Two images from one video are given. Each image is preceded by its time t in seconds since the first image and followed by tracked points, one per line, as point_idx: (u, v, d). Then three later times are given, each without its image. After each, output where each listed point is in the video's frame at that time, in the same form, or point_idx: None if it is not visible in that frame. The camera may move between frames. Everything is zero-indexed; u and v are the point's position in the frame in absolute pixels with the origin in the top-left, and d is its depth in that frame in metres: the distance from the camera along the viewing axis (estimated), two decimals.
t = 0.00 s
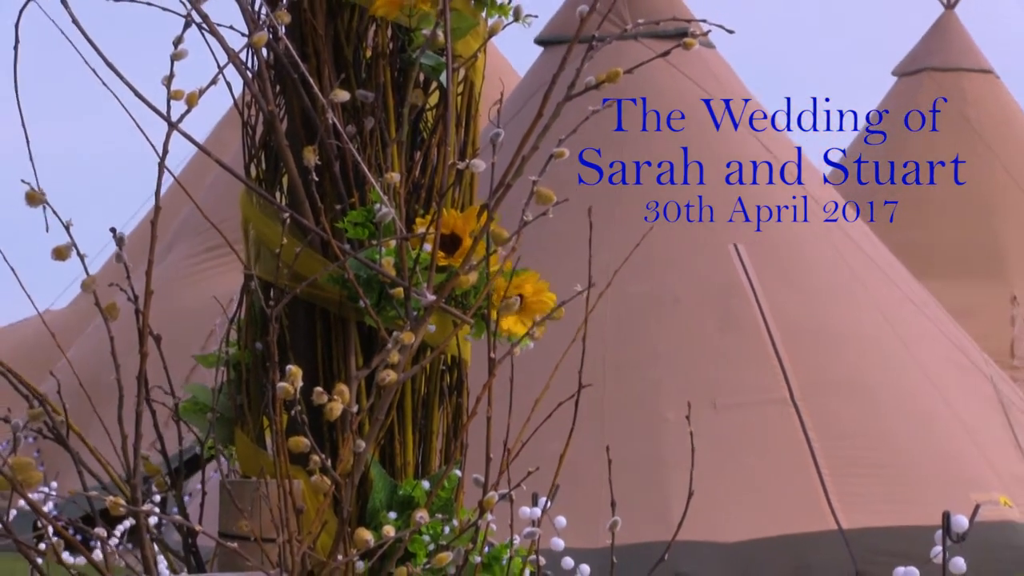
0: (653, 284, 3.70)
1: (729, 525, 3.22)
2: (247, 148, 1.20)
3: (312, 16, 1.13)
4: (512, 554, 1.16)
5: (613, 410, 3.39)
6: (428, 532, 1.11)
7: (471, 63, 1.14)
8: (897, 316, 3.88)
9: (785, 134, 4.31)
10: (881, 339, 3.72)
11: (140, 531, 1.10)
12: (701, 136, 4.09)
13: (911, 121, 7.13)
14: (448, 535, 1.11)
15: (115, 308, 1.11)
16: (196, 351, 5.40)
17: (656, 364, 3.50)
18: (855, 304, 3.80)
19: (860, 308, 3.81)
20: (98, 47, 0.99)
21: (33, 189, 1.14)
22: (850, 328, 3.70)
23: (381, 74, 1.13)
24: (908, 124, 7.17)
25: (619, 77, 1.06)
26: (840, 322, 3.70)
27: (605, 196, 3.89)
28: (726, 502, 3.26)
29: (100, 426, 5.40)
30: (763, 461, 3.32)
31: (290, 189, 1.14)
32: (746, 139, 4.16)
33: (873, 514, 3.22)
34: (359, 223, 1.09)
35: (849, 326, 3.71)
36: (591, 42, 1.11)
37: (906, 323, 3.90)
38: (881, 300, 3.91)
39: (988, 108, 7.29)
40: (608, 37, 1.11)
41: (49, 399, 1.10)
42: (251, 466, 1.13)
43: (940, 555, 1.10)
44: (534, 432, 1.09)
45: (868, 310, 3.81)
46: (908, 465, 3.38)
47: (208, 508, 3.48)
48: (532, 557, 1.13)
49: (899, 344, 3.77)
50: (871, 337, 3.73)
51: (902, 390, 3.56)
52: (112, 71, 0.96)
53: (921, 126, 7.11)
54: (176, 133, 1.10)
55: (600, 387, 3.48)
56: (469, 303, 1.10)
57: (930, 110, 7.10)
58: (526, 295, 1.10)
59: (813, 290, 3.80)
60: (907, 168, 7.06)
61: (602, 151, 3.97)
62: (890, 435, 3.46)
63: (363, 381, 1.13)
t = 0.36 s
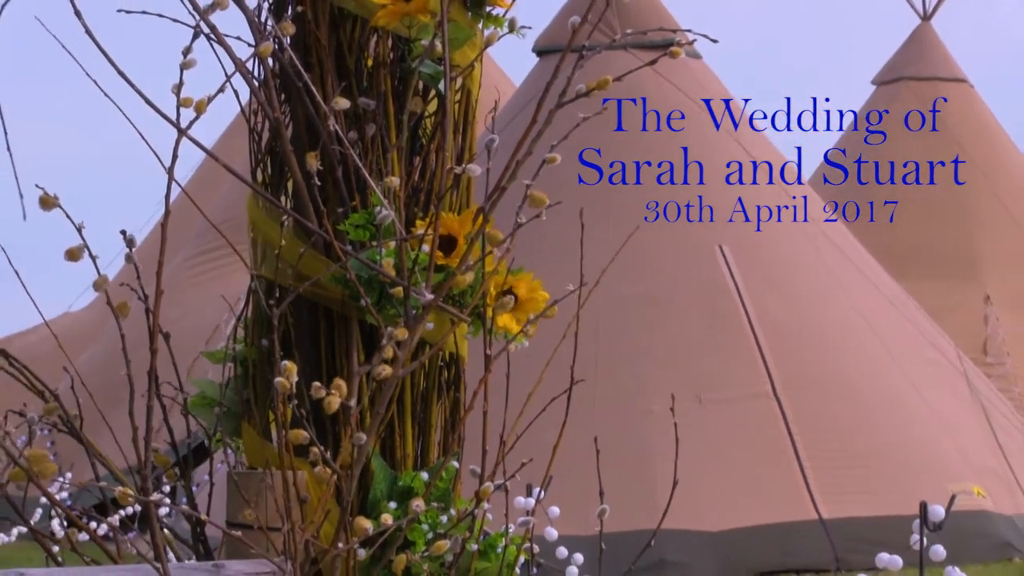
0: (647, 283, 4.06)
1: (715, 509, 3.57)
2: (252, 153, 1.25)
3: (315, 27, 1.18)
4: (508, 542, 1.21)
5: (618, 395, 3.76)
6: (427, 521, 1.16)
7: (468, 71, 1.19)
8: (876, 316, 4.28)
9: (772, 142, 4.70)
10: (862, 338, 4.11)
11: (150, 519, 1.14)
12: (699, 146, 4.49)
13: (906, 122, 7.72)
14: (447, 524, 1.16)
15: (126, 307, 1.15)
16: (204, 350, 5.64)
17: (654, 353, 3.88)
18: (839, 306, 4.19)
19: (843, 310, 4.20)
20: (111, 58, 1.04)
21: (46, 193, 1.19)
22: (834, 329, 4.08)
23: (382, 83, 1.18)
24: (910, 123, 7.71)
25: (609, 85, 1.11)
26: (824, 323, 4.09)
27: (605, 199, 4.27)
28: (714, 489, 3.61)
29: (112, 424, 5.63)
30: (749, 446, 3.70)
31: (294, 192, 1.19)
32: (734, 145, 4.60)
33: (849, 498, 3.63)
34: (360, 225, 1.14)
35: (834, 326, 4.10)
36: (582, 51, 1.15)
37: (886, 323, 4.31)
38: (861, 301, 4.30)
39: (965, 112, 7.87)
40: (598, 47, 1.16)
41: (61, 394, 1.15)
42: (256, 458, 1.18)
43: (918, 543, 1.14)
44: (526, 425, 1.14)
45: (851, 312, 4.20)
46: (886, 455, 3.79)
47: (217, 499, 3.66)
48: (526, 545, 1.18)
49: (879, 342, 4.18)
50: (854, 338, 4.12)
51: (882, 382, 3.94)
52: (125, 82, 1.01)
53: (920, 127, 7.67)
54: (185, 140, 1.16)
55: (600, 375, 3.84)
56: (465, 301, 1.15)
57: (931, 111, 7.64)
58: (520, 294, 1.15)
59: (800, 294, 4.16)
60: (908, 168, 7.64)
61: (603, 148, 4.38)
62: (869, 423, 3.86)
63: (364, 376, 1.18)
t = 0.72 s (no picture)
0: (649, 282, 4.88)
1: (704, 492, 4.36)
2: (265, 159, 1.32)
3: (323, 40, 1.25)
4: (507, 529, 1.28)
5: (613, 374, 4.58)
6: (429, 508, 1.22)
7: (467, 82, 1.25)
8: (849, 312, 5.18)
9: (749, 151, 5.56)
10: (833, 331, 5.01)
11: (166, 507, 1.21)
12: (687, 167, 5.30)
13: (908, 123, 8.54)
14: (447, 511, 1.23)
15: (143, 306, 1.22)
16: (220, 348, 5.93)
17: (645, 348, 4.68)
18: (816, 305, 5.06)
19: (819, 308, 5.06)
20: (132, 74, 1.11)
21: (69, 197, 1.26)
22: (810, 323, 4.96)
23: (386, 93, 1.25)
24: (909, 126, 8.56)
25: (601, 96, 1.17)
26: (804, 321, 4.93)
27: (604, 213, 5.03)
28: (699, 473, 4.38)
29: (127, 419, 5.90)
30: (730, 429, 4.50)
31: (303, 196, 1.25)
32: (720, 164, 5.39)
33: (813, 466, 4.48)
34: (366, 228, 1.20)
35: (810, 324, 4.94)
36: (575, 63, 1.22)
37: (859, 319, 5.17)
38: (838, 299, 5.19)
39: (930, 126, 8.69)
40: (590, 59, 1.23)
41: (81, 388, 1.21)
42: (268, 449, 1.25)
43: (892, 528, 1.21)
44: (524, 418, 1.20)
45: (826, 309, 5.08)
46: (848, 430, 4.63)
47: (230, 486, 3.86)
48: (523, 531, 1.25)
49: (849, 335, 5.04)
50: (826, 332, 4.97)
51: (843, 364, 4.87)
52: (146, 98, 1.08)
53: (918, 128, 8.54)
54: (199, 146, 1.23)
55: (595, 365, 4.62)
56: (466, 300, 1.21)
57: (927, 114, 8.60)
58: (517, 292, 1.21)
59: (784, 296, 5.01)
60: (905, 168, 8.50)
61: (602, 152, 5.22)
62: (834, 409, 4.67)
63: (370, 371, 1.24)
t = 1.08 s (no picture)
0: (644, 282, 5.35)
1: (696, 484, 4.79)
2: (276, 164, 1.38)
3: (332, 52, 1.31)
4: (506, 516, 1.35)
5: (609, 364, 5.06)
6: (432, 497, 1.28)
7: (469, 92, 1.31)
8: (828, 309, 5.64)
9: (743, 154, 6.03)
10: (813, 327, 5.45)
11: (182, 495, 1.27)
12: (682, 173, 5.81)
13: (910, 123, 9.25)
14: (449, 499, 1.29)
15: (161, 304, 1.28)
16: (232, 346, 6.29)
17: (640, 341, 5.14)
18: (797, 303, 5.51)
19: (800, 306, 5.51)
20: (152, 83, 1.17)
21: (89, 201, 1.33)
22: (792, 320, 5.41)
23: (392, 102, 1.31)
24: (911, 125, 9.26)
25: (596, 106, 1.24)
26: (785, 319, 5.38)
27: (604, 212, 5.51)
28: (693, 467, 4.81)
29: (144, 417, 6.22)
30: (720, 419, 4.94)
31: (313, 201, 1.32)
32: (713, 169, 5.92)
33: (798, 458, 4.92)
34: (372, 231, 1.27)
35: (792, 321, 5.39)
36: (572, 74, 1.28)
37: (836, 315, 5.65)
38: (818, 297, 5.66)
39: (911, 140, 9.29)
40: (587, 72, 1.29)
41: (102, 382, 1.27)
42: (279, 441, 1.31)
43: (874, 517, 1.27)
44: (522, 412, 1.27)
45: (806, 307, 5.55)
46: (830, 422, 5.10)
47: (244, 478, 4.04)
48: (522, 519, 1.31)
49: (828, 331, 5.51)
50: (807, 327, 5.43)
51: (827, 358, 5.36)
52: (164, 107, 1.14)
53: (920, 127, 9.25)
54: (214, 152, 1.29)
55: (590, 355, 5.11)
56: (468, 300, 1.27)
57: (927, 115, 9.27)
58: (517, 292, 1.28)
59: (768, 295, 5.44)
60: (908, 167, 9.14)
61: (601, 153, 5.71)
62: (815, 399, 5.14)
63: (376, 367, 1.30)
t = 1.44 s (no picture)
0: (637, 283, 5.47)
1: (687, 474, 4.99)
2: (287, 170, 1.46)
3: (339, 64, 1.38)
4: (504, 504, 1.42)
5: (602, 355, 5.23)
6: (434, 486, 1.35)
7: (469, 102, 1.38)
8: (808, 304, 5.77)
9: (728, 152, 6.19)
10: (794, 325, 5.59)
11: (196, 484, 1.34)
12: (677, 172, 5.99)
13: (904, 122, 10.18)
14: (450, 488, 1.36)
15: (177, 303, 1.35)
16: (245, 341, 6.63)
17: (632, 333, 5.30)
18: (778, 301, 5.63)
19: (781, 303, 5.63)
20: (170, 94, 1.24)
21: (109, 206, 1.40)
22: (773, 319, 5.54)
23: (396, 111, 1.38)
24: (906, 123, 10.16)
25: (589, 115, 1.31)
26: (766, 319, 5.51)
27: (597, 213, 5.64)
28: (684, 456, 4.99)
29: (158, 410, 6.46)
30: (708, 410, 5.11)
31: (321, 205, 1.39)
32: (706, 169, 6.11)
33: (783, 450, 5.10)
34: (377, 234, 1.34)
35: (773, 320, 5.53)
36: (568, 84, 1.35)
37: (816, 310, 5.77)
38: (798, 293, 5.77)
39: (897, 137, 10.09)
40: (580, 83, 1.36)
41: (121, 378, 1.34)
42: (289, 433, 1.38)
43: (853, 507, 1.34)
44: (518, 405, 1.34)
45: (787, 304, 5.66)
46: (814, 415, 5.27)
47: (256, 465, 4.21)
48: (518, 507, 1.39)
49: (808, 328, 5.64)
50: (788, 326, 5.55)
51: (814, 353, 5.53)
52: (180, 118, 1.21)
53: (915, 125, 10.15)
54: (228, 158, 1.36)
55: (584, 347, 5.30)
56: (468, 299, 1.34)
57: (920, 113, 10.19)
58: (513, 292, 1.35)
59: (749, 295, 5.57)
60: (906, 168, 9.97)
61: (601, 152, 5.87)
62: (802, 392, 5.32)
63: (381, 364, 1.38)
